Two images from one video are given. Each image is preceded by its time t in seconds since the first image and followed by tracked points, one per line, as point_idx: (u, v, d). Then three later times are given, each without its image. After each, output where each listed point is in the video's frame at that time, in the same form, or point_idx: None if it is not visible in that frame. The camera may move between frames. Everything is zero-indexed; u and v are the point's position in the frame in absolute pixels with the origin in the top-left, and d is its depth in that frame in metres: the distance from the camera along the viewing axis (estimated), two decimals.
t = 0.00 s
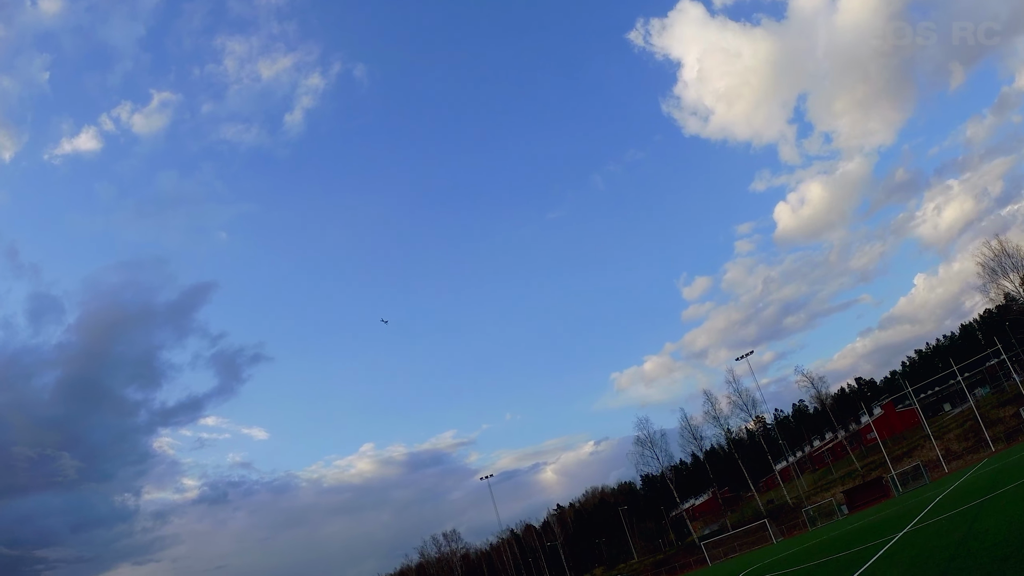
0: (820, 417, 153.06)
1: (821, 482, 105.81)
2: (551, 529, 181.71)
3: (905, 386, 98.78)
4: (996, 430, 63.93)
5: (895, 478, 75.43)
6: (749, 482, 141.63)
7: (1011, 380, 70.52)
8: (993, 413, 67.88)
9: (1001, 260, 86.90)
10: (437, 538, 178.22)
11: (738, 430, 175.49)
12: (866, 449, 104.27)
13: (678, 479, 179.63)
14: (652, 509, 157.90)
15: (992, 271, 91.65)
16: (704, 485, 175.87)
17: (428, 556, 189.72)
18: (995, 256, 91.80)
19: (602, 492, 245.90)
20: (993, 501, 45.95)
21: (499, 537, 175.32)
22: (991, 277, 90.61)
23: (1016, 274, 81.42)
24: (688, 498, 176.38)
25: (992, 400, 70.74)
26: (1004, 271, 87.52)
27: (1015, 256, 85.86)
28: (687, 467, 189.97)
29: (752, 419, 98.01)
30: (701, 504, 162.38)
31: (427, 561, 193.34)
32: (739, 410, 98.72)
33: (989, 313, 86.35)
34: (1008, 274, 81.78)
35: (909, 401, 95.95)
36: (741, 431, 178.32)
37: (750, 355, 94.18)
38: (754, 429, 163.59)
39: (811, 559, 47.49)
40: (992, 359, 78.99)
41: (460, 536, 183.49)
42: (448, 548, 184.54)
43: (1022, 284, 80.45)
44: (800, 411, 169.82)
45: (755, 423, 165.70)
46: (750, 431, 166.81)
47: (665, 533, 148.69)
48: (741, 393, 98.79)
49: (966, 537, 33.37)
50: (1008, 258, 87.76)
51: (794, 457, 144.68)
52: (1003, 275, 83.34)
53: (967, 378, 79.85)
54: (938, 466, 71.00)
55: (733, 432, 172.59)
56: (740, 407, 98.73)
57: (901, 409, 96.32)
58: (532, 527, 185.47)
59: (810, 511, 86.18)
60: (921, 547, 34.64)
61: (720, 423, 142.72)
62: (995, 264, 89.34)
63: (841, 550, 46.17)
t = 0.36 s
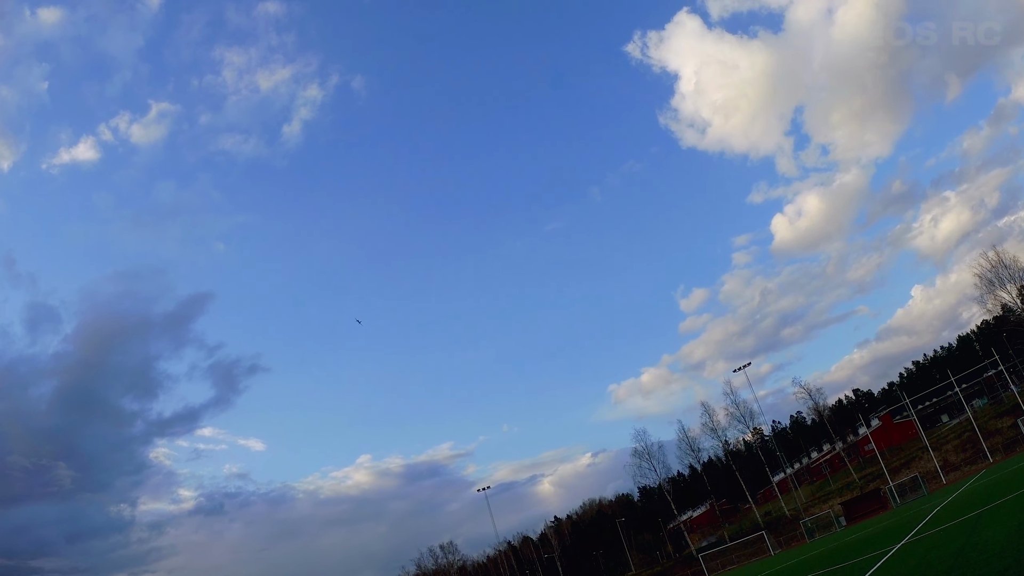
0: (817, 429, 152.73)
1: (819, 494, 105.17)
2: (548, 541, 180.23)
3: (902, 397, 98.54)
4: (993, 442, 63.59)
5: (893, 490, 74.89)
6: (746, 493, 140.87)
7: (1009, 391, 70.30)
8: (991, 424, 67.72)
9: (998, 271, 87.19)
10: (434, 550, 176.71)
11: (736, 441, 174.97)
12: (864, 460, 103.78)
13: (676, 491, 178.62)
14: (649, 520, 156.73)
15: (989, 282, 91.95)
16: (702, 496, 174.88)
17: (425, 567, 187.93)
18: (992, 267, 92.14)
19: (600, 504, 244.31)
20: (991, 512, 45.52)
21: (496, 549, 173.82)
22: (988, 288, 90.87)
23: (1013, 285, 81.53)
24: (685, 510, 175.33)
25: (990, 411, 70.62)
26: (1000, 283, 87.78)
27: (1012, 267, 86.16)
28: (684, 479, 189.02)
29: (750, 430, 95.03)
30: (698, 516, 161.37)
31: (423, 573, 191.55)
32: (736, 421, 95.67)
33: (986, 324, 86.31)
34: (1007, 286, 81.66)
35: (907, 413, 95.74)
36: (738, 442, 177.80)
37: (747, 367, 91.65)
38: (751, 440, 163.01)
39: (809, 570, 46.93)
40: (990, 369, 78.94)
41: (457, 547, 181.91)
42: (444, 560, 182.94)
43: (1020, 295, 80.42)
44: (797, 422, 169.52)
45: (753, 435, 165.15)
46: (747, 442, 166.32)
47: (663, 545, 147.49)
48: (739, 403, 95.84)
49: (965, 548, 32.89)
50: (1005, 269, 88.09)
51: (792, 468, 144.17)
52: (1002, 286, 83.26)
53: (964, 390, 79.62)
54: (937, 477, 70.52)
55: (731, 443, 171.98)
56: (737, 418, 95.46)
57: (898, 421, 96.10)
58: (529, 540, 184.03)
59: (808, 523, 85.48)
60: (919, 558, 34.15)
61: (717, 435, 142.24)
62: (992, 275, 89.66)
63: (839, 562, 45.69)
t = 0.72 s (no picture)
0: (817, 448, 151.39)
1: (819, 513, 104.03)
2: (546, 562, 177.93)
3: (901, 416, 97.92)
4: (993, 460, 63.08)
5: (893, 509, 74.00)
6: (745, 513, 139.43)
7: (1008, 409, 69.85)
8: (990, 443, 67.18)
9: (997, 289, 87.25)
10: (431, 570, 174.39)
11: (735, 461, 173.61)
12: (863, 479, 102.81)
13: (675, 511, 176.78)
14: (648, 540, 154.93)
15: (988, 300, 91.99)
16: (701, 517, 173.02)
17: None
18: (991, 286, 92.18)
19: (599, 524, 241.56)
20: (991, 530, 44.99)
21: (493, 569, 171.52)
22: (988, 307, 90.77)
23: (1013, 303, 81.46)
24: (684, 531, 173.37)
25: (989, 430, 70.13)
26: (999, 301, 87.79)
27: (1011, 285, 86.20)
28: (683, 499, 187.16)
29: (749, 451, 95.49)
30: (697, 537, 159.50)
31: None
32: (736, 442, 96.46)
33: (985, 343, 86.11)
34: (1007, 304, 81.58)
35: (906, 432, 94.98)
36: (738, 462, 176.16)
37: (744, 387, 96.27)
38: (751, 460, 161.78)
39: None
40: (989, 388, 78.49)
41: (454, 567, 179.57)
42: None
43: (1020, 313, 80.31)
44: (797, 441, 168.00)
45: (752, 454, 163.92)
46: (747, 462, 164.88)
47: (661, 565, 145.55)
48: (737, 424, 96.18)
49: (964, 566, 32.38)
50: (1004, 288, 88.16)
51: (791, 488, 142.77)
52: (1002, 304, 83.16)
53: (964, 409, 79.10)
54: (937, 496, 69.72)
55: (730, 463, 170.69)
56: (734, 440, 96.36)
57: (897, 439, 95.38)
58: (527, 560, 181.53)
59: (807, 543, 84.37)
60: None
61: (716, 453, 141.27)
62: (991, 294, 89.70)
63: None
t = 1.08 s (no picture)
0: (818, 477, 149.56)
1: (820, 542, 102.22)
2: None
3: (902, 443, 96.81)
4: (994, 487, 62.16)
5: (894, 537, 72.69)
6: (746, 542, 136.98)
7: (1010, 436, 69.05)
8: (991, 469, 66.31)
9: (997, 316, 87.08)
10: None
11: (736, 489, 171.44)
12: (864, 508, 101.24)
13: (675, 540, 173.91)
14: (647, 570, 152.05)
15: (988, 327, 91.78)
16: (701, 546, 170.13)
17: None
18: (990, 312, 92.05)
19: (598, 554, 237.41)
20: (994, 557, 44.10)
21: None
22: (988, 333, 90.51)
23: (1013, 330, 81.11)
24: (684, 561, 170.29)
25: (990, 456, 69.33)
26: (999, 328, 87.55)
27: (1011, 312, 86.10)
28: (684, 528, 184.32)
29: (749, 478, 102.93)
30: (698, 567, 156.56)
31: None
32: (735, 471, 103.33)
33: (986, 370, 85.58)
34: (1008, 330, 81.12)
35: (907, 459, 93.82)
36: (738, 491, 173.93)
37: (742, 417, 102.90)
38: (751, 488, 159.75)
39: None
40: (990, 415, 77.78)
41: None
42: None
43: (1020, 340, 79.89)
44: (797, 469, 166.09)
45: (752, 482, 161.93)
46: (747, 490, 162.83)
47: None
48: (738, 453, 103.40)
49: None
50: (1004, 314, 88.05)
51: (792, 516, 140.68)
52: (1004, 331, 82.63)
53: (965, 436, 78.18)
54: (938, 524, 68.50)
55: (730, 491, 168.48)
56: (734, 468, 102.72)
57: (898, 467, 94.17)
58: None
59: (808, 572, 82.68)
60: None
61: (716, 481, 139.32)
62: (991, 320, 89.54)
63: None
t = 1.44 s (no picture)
0: (819, 510, 146.80)
1: None
2: None
3: (904, 476, 95.14)
4: (997, 519, 60.81)
5: (896, 571, 70.80)
6: None
7: (1012, 467, 67.86)
8: (994, 501, 64.93)
9: (998, 347, 86.48)
10: None
11: (737, 523, 168.21)
12: (867, 541, 98.95)
13: None
14: None
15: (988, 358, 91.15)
16: None
17: None
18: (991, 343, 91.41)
19: None
20: None
21: None
22: (988, 364, 89.81)
23: (1015, 361, 80.30)
24: None
25: (993, 488, 68.02)
26: (1000, 359, 86.87)
27: (1011, 343, 85.55)
28: (683, 562, 180.35)
29: (751, 512, 98.95)
30: None
31: None
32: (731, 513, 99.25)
33: (987, 401, 84.60)
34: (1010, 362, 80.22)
35: (909, 491, 92.04)
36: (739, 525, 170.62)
37: (744, 451, 93.14)
38: (752, 522, 156.71)
39: None
40: (992, 446, 76.56)
41: None
42: None
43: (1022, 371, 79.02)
44: (798, 503, 163.06)
45: (753, 516, 158.93)
46: (748, 524, 159.68)
47: None
48: (738, 489, 100.36)
49: None
50: (1004, 345, 87.48)
51: (793, 551, 137.56)
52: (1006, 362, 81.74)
53: (967, 467, 76.85)
54: (941, 557, 66.87)
55: (731, 525, 165.28)
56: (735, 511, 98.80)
57: (901, 500, 92.30)
58: None
59: None
60: None
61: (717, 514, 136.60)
62: (992, 351, 88.90)
63: None
